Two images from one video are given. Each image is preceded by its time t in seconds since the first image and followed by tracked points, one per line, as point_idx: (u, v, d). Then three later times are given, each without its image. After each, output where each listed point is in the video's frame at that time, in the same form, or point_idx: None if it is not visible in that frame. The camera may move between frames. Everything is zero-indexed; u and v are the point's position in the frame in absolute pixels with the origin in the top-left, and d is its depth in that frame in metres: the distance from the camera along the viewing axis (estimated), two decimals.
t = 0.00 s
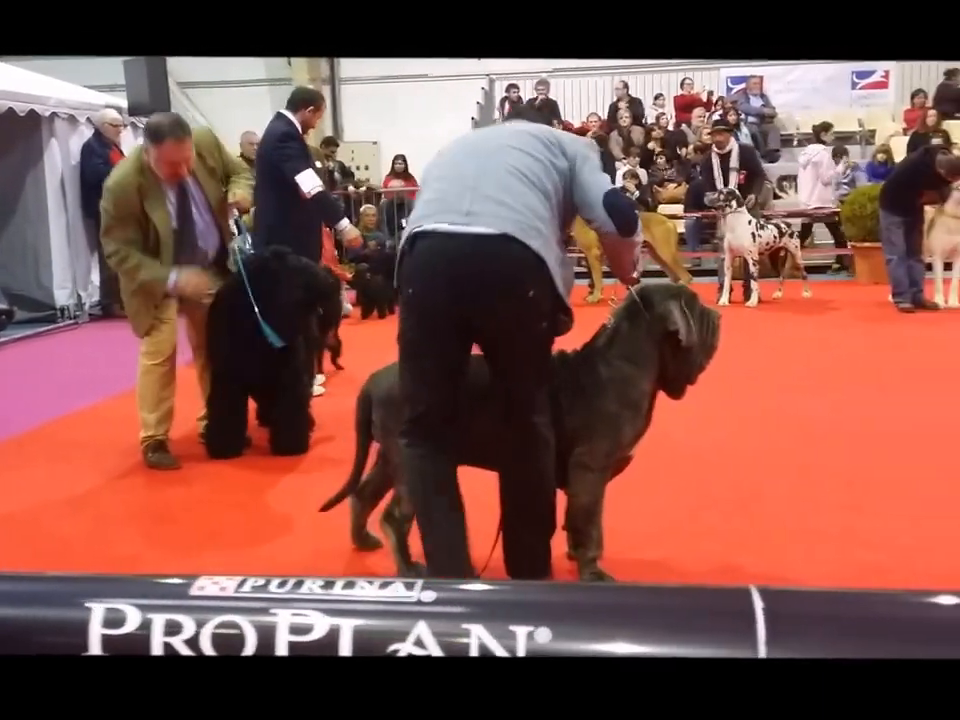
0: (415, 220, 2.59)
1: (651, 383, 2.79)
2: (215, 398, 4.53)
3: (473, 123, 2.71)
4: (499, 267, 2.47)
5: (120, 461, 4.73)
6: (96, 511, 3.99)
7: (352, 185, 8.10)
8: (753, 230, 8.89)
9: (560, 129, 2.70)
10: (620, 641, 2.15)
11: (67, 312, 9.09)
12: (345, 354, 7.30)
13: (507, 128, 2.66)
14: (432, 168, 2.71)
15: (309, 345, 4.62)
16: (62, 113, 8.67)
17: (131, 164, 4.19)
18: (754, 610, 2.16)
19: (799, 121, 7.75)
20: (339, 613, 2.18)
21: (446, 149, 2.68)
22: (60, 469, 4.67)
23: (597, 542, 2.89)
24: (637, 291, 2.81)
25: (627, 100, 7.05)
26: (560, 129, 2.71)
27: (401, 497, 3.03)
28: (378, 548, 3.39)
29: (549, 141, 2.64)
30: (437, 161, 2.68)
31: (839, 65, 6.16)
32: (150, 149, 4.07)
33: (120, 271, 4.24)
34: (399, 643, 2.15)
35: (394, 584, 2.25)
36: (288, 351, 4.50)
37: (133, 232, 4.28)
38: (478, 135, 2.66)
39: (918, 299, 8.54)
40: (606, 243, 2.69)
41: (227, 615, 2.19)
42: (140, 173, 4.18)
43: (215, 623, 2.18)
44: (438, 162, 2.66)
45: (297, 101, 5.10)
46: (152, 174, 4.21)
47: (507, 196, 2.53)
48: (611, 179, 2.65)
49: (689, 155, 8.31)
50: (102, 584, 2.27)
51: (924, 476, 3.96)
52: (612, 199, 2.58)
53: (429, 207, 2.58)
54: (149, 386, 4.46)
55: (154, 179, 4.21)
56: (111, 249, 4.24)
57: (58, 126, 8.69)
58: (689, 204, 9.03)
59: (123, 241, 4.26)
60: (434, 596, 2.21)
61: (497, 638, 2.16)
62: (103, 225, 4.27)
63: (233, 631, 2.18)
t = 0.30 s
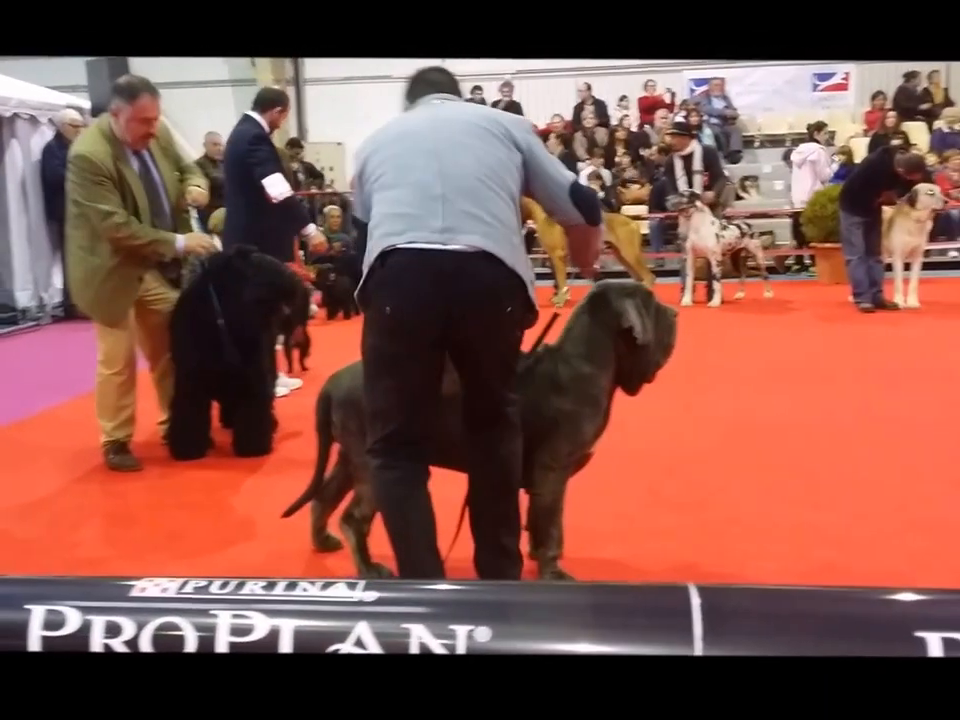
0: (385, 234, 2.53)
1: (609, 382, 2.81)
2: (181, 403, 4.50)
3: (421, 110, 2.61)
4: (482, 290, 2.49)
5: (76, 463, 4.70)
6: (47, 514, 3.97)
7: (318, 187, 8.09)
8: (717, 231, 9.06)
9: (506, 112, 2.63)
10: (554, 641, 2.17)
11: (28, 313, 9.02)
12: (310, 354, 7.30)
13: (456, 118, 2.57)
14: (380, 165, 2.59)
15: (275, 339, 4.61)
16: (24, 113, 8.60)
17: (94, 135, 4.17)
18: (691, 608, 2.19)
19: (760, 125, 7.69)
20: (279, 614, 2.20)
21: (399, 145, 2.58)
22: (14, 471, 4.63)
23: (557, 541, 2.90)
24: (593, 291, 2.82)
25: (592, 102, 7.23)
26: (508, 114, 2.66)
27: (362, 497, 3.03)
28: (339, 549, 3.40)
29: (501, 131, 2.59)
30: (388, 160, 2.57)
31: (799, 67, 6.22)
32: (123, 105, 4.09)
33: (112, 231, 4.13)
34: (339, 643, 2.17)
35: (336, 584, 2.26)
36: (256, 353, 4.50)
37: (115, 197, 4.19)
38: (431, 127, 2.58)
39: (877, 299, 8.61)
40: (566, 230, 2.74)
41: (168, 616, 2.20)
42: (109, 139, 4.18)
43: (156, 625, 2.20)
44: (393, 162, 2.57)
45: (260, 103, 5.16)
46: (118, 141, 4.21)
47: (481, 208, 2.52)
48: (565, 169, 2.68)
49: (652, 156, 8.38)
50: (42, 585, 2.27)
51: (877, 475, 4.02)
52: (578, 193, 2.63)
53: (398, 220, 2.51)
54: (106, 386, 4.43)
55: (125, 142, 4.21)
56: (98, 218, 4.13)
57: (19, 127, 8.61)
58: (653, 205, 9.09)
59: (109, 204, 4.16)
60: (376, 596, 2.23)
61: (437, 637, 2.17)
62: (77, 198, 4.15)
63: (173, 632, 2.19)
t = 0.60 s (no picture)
0: (398, 251, 2.42)
1: (568, 381, 2.82)
2: (140, 409, 4.45)
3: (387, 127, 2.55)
4: (504, 294, 2.47)
5: (29, 466, 4.66)
6: None
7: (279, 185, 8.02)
8: (678, 231, 9.11)
9: (467, 127, 2.63)
10: (503, 638, 2.33)
11: None
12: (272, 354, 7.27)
13: (429, 137, 2.54)
14: (366, 188, 2.46)
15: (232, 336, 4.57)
16: None
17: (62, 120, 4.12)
18: (633, 603, 2.35)
19: (721, 128, 7.77)
20: (221, 616, 2.33)
21: (379, 162, 2.48)
22: None
23: (518, 542, 2.91)
24: (549, 293, 2.83)
25: (556, 103, 7.27)
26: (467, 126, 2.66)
27: (320, 499, 3.01)
28: (299, 552, 3.38)
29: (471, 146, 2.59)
30: (379, 178, 2.46)
31: (758, 71, 6.26)
32: (96, 93, 4.07)
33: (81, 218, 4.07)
34: (283, 643, 2.31)
35: (279, 586, 2.40)
36: (221, 359, 4.45)
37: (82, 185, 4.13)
38: (407, 142, 2.51)
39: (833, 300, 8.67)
40: (531, 231, 2.76)
41: (107, 620, 2.33)
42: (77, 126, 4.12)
43: (96, 628, 2.33)
44: (379, 179, 2.46)
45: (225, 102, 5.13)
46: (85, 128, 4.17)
47: (483, 217, 2.50)
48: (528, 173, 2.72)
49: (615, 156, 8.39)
50: None
51: (834, 473, 4.05)
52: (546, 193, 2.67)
53: (410, 236, 2.42)
54: (64, 395, 4.34)
55: (91, 130, 4.16)
56: (62, 204, 4.05)
57: None
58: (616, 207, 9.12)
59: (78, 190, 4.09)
60: (320, 597, 2.37)
61: (381, 636, 2.32)
62: (43, 182, 4.07)
63: (112, 635, 2.32)
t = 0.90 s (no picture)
0: (361, 362, 2.43)
1: (525, 382, 2.82)
2: (97, 412, 4.42)
3: (339, 213, 2.47)
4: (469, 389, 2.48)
5: None
6: None
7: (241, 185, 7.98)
8: (636, 232, 9.37)
9: (420, 192, 2.55)
10: (469, 637, 2.50)
11: None
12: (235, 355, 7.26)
13: (386, 217, 2.47)
14: (326, 289, 2.43)
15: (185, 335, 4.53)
16: None
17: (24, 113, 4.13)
18: (576, 602, 2.50)
19: (681, 131, 7.75)
20: (155, 623, 2.51)
21: (335, 260, 2.42)
22: None
23: (480, 541, 2.92)
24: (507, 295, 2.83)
25: (519, 105, 7.22)
26: (421, 189, 2.57)
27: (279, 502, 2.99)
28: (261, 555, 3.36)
29: (431, 218, 2.52)
30: (337, 282, 2.42)
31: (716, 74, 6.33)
32: (54, 84, 4.08)
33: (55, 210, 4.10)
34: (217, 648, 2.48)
35: (216, 591, 2.58)
36: (179, 358, 4.42)
37: (52, 177, 4.16)
38: (360, 232, 2.44)
39: (792, 300, 8.78)
40: (490, 270, 2.69)
41: (41, 626, 2.51)
42: (42, 118, 4.14)
43: (30, 633, 2.51)
44: (337, 282, 2.42)
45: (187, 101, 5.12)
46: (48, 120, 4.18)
47: (448, 305, 2.47)
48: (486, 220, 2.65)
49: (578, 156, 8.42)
50: None
51: (785, 469, 4.12)
52: (507, 238, 2.62)
53: (373, 346, 2.42)
54: (24, 395, 4.29)
55: (56, 122, 4.17)
56: (36, 196, 4.08)
57: None
58: (579, 208, 9.18)
59: (48, 183, 4.13)
60: (257, 601, 2.54)
61: (319, 637, 2.49)
62: (13, 177, 4.08)
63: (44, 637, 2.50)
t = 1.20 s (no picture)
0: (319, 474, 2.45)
1: (485, 383, 2.84)
2: (56, 413, 4.40)
3: (299, 314, 2.41)
4: (426, 487, 2.55)
5: None
6: None
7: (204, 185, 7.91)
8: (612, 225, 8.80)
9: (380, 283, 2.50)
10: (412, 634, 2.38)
11: None
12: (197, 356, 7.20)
13: (344, 320, 2.41)
14: (283, 397, 2.42)
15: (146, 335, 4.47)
16: None
17: None
18: (523, 602, 2.39)
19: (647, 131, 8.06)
20: (101, 628, 2.38)
21: (294, 369, 2.40)
22: None
23: (442, 541, 2.92)
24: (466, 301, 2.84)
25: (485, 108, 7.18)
26: (382, 275, 2.51)
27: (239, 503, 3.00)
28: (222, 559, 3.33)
29: (390, 313, 2.48)
30: (297, 393, 2.41)
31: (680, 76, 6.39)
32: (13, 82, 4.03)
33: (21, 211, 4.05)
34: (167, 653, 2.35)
35: (162, 596, 2.43)
36: (143, 358, 4.38)
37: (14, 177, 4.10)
38: (321, 339, 2.41)
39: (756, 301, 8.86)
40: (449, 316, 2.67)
41: None
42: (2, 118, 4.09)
43: None
44: (296, 391, 2.41)
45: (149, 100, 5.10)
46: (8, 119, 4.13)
47: (406, 413, 2.49)
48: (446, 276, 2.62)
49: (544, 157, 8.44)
50: None
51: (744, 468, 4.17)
52: (465, 289, 2.60)
53: (332, 460, 2.45)
54: None
55: (16, 121, 4.12)
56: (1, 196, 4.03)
57: None
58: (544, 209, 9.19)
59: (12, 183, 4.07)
60: (203, 606, 2.40)
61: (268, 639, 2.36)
62: None
63: None
